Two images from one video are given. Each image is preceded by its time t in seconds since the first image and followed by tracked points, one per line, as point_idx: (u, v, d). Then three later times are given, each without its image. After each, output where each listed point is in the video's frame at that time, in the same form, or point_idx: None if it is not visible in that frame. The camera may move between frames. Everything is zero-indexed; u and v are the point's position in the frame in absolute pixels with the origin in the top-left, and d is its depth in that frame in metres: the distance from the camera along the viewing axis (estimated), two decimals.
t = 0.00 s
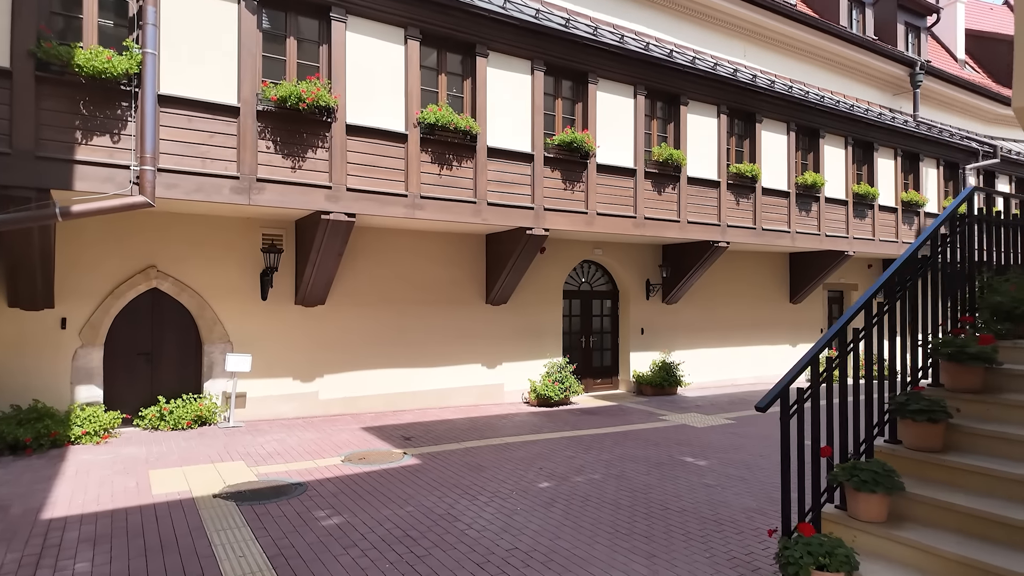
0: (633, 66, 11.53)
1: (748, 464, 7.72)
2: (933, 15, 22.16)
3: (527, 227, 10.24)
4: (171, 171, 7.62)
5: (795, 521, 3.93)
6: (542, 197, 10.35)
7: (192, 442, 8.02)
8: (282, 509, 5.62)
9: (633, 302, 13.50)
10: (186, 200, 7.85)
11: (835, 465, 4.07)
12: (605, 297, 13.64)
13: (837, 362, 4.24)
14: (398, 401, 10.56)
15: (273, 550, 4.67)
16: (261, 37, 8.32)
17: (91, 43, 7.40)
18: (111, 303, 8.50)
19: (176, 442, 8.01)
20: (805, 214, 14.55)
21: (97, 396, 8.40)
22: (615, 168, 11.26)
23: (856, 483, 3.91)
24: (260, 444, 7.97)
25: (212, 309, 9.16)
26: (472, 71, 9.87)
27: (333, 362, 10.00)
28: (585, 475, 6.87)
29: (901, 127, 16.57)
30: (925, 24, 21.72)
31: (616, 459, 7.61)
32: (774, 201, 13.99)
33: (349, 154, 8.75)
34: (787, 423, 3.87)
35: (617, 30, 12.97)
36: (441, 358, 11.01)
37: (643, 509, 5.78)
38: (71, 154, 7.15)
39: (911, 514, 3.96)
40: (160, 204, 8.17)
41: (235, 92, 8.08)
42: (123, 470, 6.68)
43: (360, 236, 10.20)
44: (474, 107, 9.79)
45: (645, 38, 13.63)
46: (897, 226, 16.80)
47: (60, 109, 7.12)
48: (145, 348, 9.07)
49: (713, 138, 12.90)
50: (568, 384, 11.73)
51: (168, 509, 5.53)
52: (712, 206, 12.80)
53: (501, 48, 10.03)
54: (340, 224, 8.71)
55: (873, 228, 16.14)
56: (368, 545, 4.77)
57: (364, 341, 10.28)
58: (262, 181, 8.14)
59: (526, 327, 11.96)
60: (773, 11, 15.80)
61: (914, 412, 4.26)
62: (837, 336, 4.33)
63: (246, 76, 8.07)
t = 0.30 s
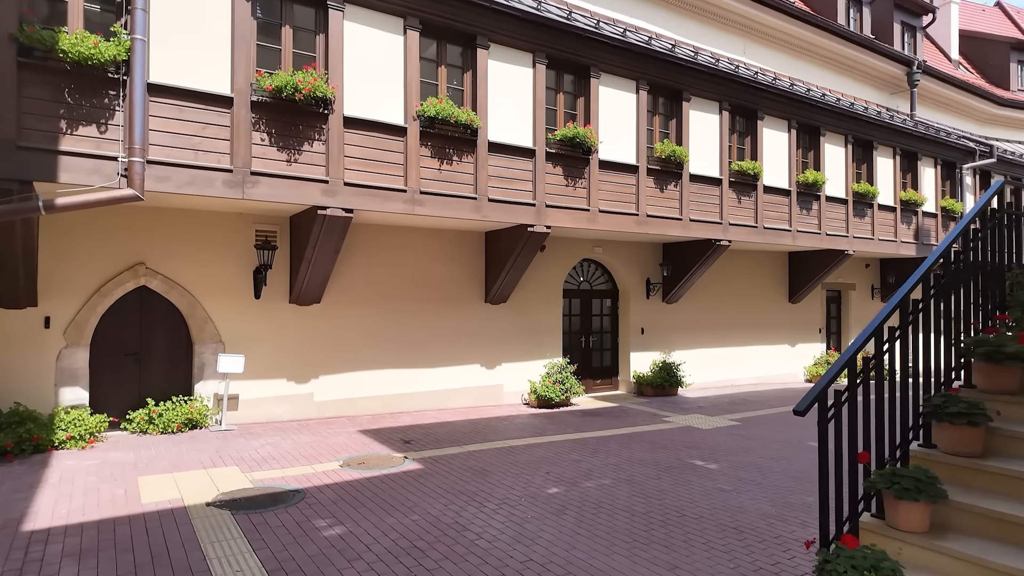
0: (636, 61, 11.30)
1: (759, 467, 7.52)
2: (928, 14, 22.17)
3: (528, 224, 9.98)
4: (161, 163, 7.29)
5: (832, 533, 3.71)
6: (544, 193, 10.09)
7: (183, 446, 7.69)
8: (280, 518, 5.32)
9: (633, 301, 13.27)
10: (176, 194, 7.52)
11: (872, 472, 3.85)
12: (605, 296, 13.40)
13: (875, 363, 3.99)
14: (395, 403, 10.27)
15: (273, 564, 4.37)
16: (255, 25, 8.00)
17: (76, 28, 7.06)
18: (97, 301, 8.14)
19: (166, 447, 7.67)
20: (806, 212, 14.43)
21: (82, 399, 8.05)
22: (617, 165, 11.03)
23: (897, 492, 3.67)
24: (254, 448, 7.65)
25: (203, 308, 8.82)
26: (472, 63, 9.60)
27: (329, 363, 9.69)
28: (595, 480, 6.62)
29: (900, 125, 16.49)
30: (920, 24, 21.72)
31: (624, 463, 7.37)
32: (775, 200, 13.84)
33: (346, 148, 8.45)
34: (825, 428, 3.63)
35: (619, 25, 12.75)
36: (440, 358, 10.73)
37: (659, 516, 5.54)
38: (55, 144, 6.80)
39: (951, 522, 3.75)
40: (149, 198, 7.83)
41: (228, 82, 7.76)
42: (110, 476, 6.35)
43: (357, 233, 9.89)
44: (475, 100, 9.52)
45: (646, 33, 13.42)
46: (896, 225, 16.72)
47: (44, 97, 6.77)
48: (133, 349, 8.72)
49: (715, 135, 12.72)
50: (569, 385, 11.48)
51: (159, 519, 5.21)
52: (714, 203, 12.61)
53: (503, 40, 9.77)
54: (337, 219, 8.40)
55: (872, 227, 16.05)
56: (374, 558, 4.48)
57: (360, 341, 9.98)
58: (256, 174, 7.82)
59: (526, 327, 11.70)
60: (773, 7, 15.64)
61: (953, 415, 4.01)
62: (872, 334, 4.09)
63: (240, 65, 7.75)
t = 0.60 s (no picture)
0: (635, 58, 11.10)
1: (767, 474, 7.33)
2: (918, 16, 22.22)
3: (526, 224, 9.73)
4: (146, 159, 6.95)
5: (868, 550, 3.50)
6: (542, 193, 9.85)
7: (168, 456, 7.34)
8: (274, 534, 5.02)
9: (630, 303, 13.05)
10: (162, 192, 7.18)
11: (908, 486, 3.64)
12: (601, 298, 13.17)
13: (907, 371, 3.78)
14: (389, 408, 9.97)
15: None
16: (244, 16, 7.67)
17: (54, 16, 6.69)
18: (78, 303, 7.77)
19: (151, 456, 7.33)
20: (802, 213, 14.34)
21: (61, 406, 7.67)
22: (616, 164, 10.82)
23: (936, 507, 3.46)
24: (244, 457, 7.33)
25: (189, 311, 8.47)
26: (469, 59, 9.33)
27: (320, 367, 9.37)
28: (602, 489, 6.38)
29: (894, 126, 16.46)
30: (911, 25, 21.77)
31: (629, 471, 7.15)
32: (772, 200, 13.71)
33: (340, 144, 8.15)
34: (860, 439, 3.45)
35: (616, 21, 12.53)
36: (434, 362, 10.45)
37: (671, 529, 5.31)
38: (32, 138, 6.43)
39: (991, 539, 3.55)
40: (133, 195, 7.48)
41: (216, 75, 7.43)
42: (91, 489, 6.01)
43: (349, 233, 9.59)
44: (472, 96, 9.25)
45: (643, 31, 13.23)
46: (890, 226, 16.70)
47: (20, 88, 6.40)
48: (116, 353, 8.36)
49: (713, 134, 12.56)
50: (566, 388, 11.25)
51: (143, 537, 4.89)
52: (712, 203, 12.44)
53: (501, 35, 9.51)
54: (330, 218, 8.10)
55: (867, 228, 16.00)
56: None
57: (352, 345, 9.67)
58: (246, 171, 7.50)
59: (522, 329, 11.45)
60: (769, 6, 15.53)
61: (989, 425, 3.78)
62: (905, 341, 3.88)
63: (229, 57, 7.42)
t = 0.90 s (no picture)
0: (626, 52, 10.89)
1: (766, 476, 7.15)
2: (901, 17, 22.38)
3: (517, 220, 9.46)
4: (117, 149, 6.55)
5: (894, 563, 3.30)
6: (533, 189, 9.59)
7: (142, 463, 6.94)
8: (257, 549, 4.70)
9: (620, 302, 12.83)
10: (135, 184, 6.78)
11: (938, 494, 3.42)
12: (591, 297, 12.94)
13: (935, 373, 3.57)
14: (374, 411, 9.64)
15: None
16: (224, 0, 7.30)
17: None
18: (45, 303, 7.34)
19: (123, 464, 6.92)
20: (791, 212, 14.29)
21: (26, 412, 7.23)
22: (607, 160, 10.59)
23: (967, 518, 3.23)
24: (223, 464, 6.96)
25: (165, 311, 8.06)
26: (458, 50, 9.04)
27: (303, 369, 9.02)
28: (600, 495, 6.14)
29: (881, 125, 16.48)
30: (894, 26, 21.90)
31: (626, 475, 6.92)
32: (762, 198, 13.61)
33: (324, 137, 7.81)
34: (890, 446, 3.24)
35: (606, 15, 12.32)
36: (421, 363, 10.14)
37: (676, 538, 5.09)
38: None
39: None
40: (104, 188, 7.06)
41: (193, 62, 7.06)
42: (57, 502, 5.61)
43: (333, 230, 9.25)
44: (461, 89, 8.96)
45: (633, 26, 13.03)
46: (876, 225, 16.74)
47: None
48: (86, 355, 7.94)
49: (703, 131, 12.40)
50: (556, 389, 11.00)
51: (114, 554, 4.53)
52: (703, 201, 12.28)
53: (490, 26, 9.23)
54: (314, 214, 7.75)
55: (853, 227, 16.01)
56: None
57: (337, 346, 9.32)
58: (225, 163, 7.13)
59: (511, 329, 11.18)
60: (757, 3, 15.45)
61: (1016, 428, 3.45)
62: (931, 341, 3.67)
63: (207, 43, 7.05)
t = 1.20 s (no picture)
0: (615, 47, 10.64)
1: (763, 483, 6.95)
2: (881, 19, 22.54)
3: (505, 219, 9.16)
4: (80, 140, 6.11)
5: None
6: (521, 187, 9.30)
7: (108, 476, 6.50)
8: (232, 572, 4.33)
9: (607, 303, 12.58)
10: (101, 178, 6.34)
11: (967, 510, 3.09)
12: (578, 298, 12.68)
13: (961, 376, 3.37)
14: (356, 417, 9.26)
15: None
16: None
17: None
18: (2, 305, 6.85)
19: (87, 477, 6.48)
20: (778, 212, 14.20)
21: None
22: (596, 158, 10.34)
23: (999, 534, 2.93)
24: (196, 476, 6.55)
25: (133, 313, 7.61)
26: (444, 42, 8.71)
27: (281, 374, 8.62)
28: (597, 506, 5.88)
29: (865, 125, 16.50)
30: (875, 27, 22.03)
31: (622, 484, 6.66)
32: (749, 198, 13.48)
33: (304, 130, 7.44)
34: (922, 460, 3.03)
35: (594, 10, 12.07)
36: (405, 366, 9.79)
37: (680, 553, 4.84)
38: None
39: None
40: (66, 182, 6.60)
41: (163, 49, 6.64)
42: (13, 521, 5.18)
43: (314, 229, 8.86)
44: (448, 82, 8.64)
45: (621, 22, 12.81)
46: (860, 226, 16.77)
47: None
48: (48, 361, 7.46)
49: (692, 129, 12.22)
50: (544, 393, 10.72)
51: None
52: (691, 201, 12.10)
53: (477, 17, 8.91)
54: (293, 211, 7.37)
55: (838, 227, 16.00)
56: None
57: (317, 350, 8.93)
58: (198, 157, 6.72)
59: (497, 331, 10.88)
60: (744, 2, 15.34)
61: None
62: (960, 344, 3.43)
63: (179, 28, 6.63)
